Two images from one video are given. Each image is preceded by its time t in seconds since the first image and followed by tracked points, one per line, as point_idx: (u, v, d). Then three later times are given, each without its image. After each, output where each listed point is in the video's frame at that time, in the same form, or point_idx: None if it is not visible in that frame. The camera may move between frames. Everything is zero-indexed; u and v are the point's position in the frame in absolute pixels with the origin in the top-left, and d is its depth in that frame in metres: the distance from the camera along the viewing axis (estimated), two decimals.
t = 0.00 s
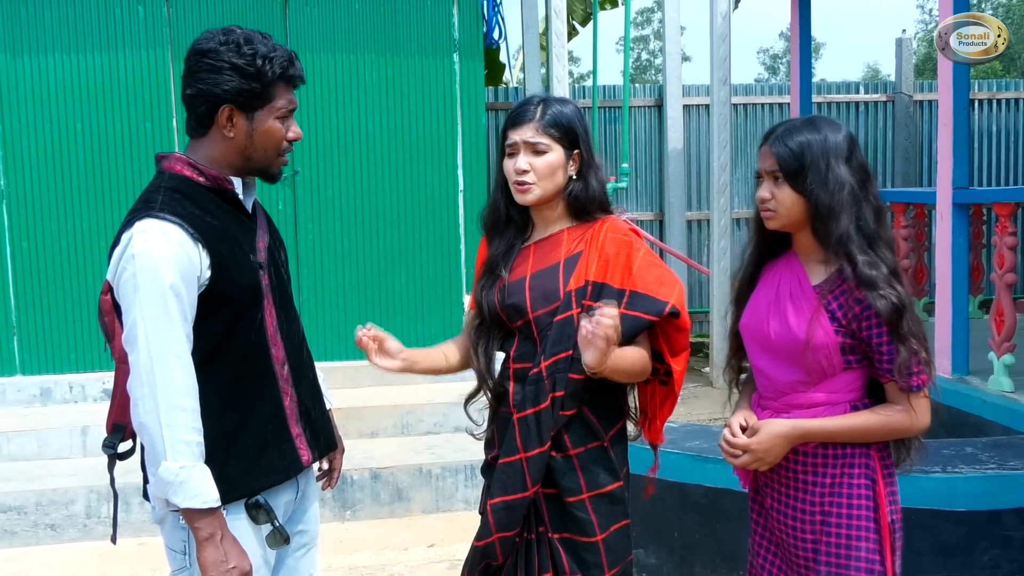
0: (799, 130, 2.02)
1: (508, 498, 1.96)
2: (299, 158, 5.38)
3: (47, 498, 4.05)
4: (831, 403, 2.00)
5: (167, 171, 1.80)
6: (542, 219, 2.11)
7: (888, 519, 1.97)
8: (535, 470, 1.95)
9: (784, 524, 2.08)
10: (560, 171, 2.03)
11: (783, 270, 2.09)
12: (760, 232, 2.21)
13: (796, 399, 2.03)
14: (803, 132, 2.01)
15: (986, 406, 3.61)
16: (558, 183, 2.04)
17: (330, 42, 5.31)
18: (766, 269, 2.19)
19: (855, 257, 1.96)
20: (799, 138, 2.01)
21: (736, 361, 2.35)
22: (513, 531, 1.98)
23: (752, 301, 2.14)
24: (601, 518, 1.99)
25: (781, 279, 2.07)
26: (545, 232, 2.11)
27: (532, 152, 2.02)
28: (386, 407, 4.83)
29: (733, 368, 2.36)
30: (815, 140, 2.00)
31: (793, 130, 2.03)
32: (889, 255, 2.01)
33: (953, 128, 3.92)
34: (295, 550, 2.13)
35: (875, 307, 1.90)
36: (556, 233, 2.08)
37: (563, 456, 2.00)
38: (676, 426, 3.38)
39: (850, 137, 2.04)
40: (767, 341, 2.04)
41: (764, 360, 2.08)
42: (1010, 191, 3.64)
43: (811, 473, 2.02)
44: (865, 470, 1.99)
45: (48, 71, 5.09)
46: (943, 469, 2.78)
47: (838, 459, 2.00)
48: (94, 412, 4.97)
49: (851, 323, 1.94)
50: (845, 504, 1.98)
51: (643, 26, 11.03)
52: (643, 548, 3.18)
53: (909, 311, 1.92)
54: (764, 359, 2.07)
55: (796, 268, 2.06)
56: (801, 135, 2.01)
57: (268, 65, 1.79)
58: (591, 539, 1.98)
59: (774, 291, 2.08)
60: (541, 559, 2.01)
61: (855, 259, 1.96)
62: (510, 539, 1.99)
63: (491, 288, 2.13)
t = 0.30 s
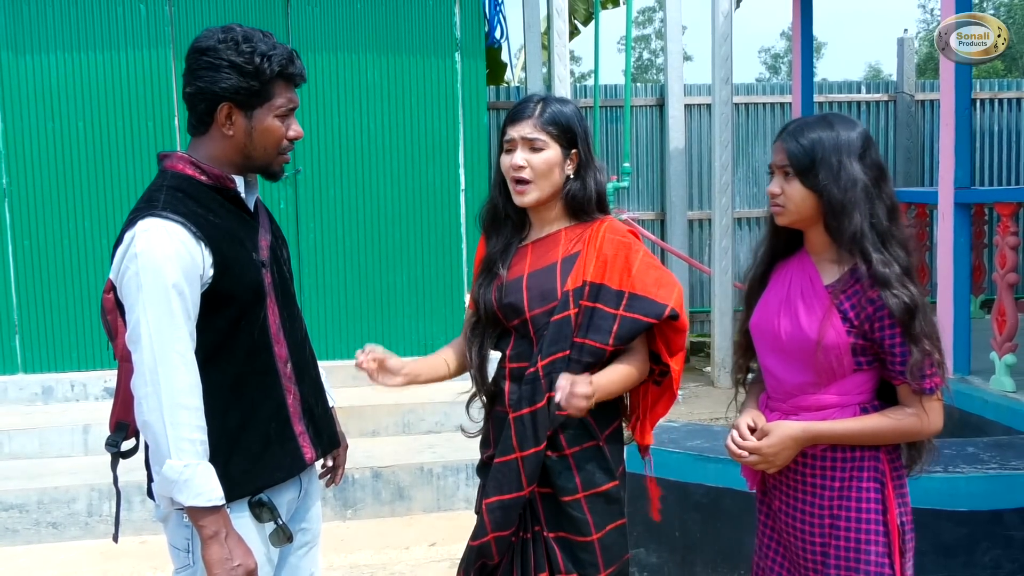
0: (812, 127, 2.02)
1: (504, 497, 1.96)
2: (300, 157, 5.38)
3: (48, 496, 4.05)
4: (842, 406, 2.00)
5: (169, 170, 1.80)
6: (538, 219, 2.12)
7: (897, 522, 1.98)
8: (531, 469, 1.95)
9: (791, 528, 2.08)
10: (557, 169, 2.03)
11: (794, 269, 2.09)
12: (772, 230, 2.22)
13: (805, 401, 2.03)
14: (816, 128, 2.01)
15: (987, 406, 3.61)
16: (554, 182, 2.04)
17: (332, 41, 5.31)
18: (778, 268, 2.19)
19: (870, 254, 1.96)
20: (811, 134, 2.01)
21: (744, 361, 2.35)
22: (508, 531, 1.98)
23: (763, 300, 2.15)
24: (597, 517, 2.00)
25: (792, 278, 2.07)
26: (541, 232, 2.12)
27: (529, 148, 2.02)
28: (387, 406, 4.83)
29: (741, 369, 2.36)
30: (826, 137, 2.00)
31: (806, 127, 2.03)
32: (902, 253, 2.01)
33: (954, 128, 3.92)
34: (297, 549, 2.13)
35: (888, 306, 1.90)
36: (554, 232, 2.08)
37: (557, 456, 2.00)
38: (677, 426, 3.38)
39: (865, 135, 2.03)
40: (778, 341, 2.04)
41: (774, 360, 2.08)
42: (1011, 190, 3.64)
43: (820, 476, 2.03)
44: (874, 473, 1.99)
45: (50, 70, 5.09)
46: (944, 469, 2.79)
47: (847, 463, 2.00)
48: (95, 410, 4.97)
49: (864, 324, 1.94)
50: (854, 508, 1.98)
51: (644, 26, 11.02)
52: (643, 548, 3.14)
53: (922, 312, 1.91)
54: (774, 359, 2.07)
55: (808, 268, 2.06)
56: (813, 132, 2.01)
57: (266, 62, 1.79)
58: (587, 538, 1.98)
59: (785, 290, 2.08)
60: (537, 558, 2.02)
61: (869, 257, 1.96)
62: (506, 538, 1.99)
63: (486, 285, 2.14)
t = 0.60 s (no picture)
0: (818, 125, 2.02)
1: (497, 495, 1.96)
2: (301, 157, 5.38)
3: (50, 496, 4.06)
4: (847, 405, 2.00)
5: (168, 169, 1.80)
6: (530, 219, 2.11)
7: (904, 523, 1.97)
8: (522, 467, 1.95)
9: (797, 527, 2.08)
10: (536, 176, 2.00)
11: (799, 268, 2.09)
12: (777, 228, 2.22)
13: (811, 402, 2.03)
14: (823, 126, 2.01)
15: (989, 405, 3.60)
16: (533, 188, 2.01)
17: (332, 41, 5.31)
18: (783, 267, 2.19)
19: (876, 253, 1.96)
20: (817, 132, 2.01)
21: (749, 360, 2.35)
22: (500, 529, 1.98)
23: (767, 300, 2.15)
24: (590, 515, 2.00)
25: (797, 276, 2.07)
26: (533, 232, 2.11)
27: (510, 151, 1.99)
28: (388, 405, 4.83)
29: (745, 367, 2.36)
30: (833, 135, 2.00)
31: (812, 124, 2.03)
32: (907, 252, 2.00)
33: (956, 127, 3.92)
34: (300, 548, 2.13)
35: (893, 305, 1.90)
36: (547, 232, 2.07)
37: (552, 453, 2.00)
38: (679, 425, 3.38)
39: (872, 134, 2.03)
40: (783, 341, 2.04)
41: (778, 360, 2.07)
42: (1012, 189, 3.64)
43: (826, 476, 2.02)
44: (881, 474, 1.99)
45: (52, 71, 5.10)
46: (946, 468, 2.78)
47: (853, 463, 2.00)
48: (97, 409, 4.98)
49: (869, 324, 1.94)
50: (859, 508, 1.97)
51: (645, 25, 11.01)
52: (645, 548, 3.10)
53: (928, 311, 1.91)
54: (779, 359, 2.07)
55: (813, 267, 2.05)
56: (820, 130, 2.01)
57: (267, 62, 1.79)
58: (580, 535, 1.99)
59: (790, 289, 2.08)
60: (532, 555, 2.01)
61: (875, 256, 1.96)
62: (499, 536, 1.99)
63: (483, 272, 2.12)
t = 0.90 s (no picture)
0: (817, 123, 2.02)
1: (493, 505, 1.96)
2: (301, 156, 5.38)
3: (51, 496, 4.05)
4: (844, 404, 1.99)
5: (164, 169, 1.80)
6: (530, 222, 2.09)
7: (901, 522, 1.96)
8: (518, 476, 1.94)
9: (794, 526, 2.08)
10: (531, 161, 2.00)
11: (798, 267, 2.09)
12: (778, 226, 2.21)
13: (809, 400, 2.03)
14: (821, 125, 2.01)
15: (990, 403, 3.60)
16: (530, 176, 2.00)
17: (332, 40, 5.31)
18: (784, 265, 2.18)
19: (873, 252, 1.95)
20: (816, 130, 2.01)
21: (750, 358, 2.34)
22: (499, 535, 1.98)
23: (767, 298, 2.14)
24: (594, 514, 2.00)
25: (796, 276, 2.07)
26: (534, 236, 2.09)
27: (505, 144, 2.01)
28: (389, 404, 4.82)
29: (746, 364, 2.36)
30: (831, 133, 1.99)
31: (811, 122, 2.03)
32: (906, 250, 2.00)
33: (956, 126, 3.92)
34: (298, 548, 2.12)
35: (891, 303, 1.89)
36: (546, 237, 2.06)
37: (554, 453, 2.00)
38: (679, 424, 3.37)
39: (871, 132, 2.03)
40: (781, 340, 2.04)
41: (777, 359, 2.07)
42: (1013, 187, 3.63)
43: (823, 475, 2.02)
44: (878, 473, 1.98)
45: (51, 71, 5.10)
46: (947, 467, 2.78)
47: (850, 462, 2.00)
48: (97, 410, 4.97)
49: (867, 323, 1.94)
50: (856, 508, 1.97)
51: (646, 24, 11.00)
52: (645, 546, 3.10)
53: (925, 310, 1.90)
54: (777, 358, 2.07)
55: (812, 266, 2.05)
56: (818, 128, 2.01)
57: (260, 59, 1.79)
58: (584, 535, 1.98)
59: (789, 288, 2.07)
60: (530, 556, 2.01)
61: (873, 254, 1.95)
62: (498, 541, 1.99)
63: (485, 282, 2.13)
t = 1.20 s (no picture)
0: (809, 123, 2.02)
1: (485, 492, 1.99)
2: (299, 155, 5.37)
3: (49, 496, 4.05)
4: (835, 404, 1.99)
5: (152, 171, 1.79)
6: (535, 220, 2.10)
7: (892, 521, 1.96)
8: (509, 466, 1.96)
9: (785, 527, 2.08)
10: (521, 197, 1.99)
11: (791, 266, 2.08)
12: (770, 225, 2.21)
13: (800, 399, 2.02)
14: (814, 124, 2.01)
15: (989, 402, 3.59)
16: (523, 208, 2.01)
17: (329, 39, 5.30)
18: (777, 263, 2.18)
19: (865, 251, 1.94)
20: (809, 130, 2.00)
21: (742, 354, 2.34)
22: (491, 525, 2.01)
23: (759, 296, 2.14)
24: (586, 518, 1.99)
25: (789, 275, 2.06)
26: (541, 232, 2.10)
27: (491, 180, 2.00)
28: (388, 404, 4.82)
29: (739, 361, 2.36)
30: (823, 133, 1.99)
31: (804, 122, 2.03)
32: (898, 250, 1.99)
33: (954, 125, 3.92)
34: (292, 549, 2.12)
35: (882, 303, 1.89)
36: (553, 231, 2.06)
37: (548, 451, 2.00)
38: (677, 423, 3.37)
39: (864, 132, 2.02)
40: (773, 338, 2.04)
41: (769, 357, 2.07)
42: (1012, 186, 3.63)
43: (812, 475, 2.02)
44: (867, 472, 1.98)
45: (49, 71, 5.09)
46: (945, 465, 2.78)
47: (840, 461, 1.99)
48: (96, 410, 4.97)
49: (858, 322, 1.93)
50: (847, 508, 1.97)
51: (645, 22, 10.99)
52: (644, 546, 3.14)
53: (916, 309, 1.90)
54: (769, 356, 2.07)
55: (805, 265, 2.04)
56: (811, 128, 2.00)
57: (247, 58, 1.79)
58: (577, 538, 1.98)
59: (781, 287, 2.07)
60: (526, 554, 2.02)
61: (864, 254, 1.94)
62: (492, 532, 2.02)
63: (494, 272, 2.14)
